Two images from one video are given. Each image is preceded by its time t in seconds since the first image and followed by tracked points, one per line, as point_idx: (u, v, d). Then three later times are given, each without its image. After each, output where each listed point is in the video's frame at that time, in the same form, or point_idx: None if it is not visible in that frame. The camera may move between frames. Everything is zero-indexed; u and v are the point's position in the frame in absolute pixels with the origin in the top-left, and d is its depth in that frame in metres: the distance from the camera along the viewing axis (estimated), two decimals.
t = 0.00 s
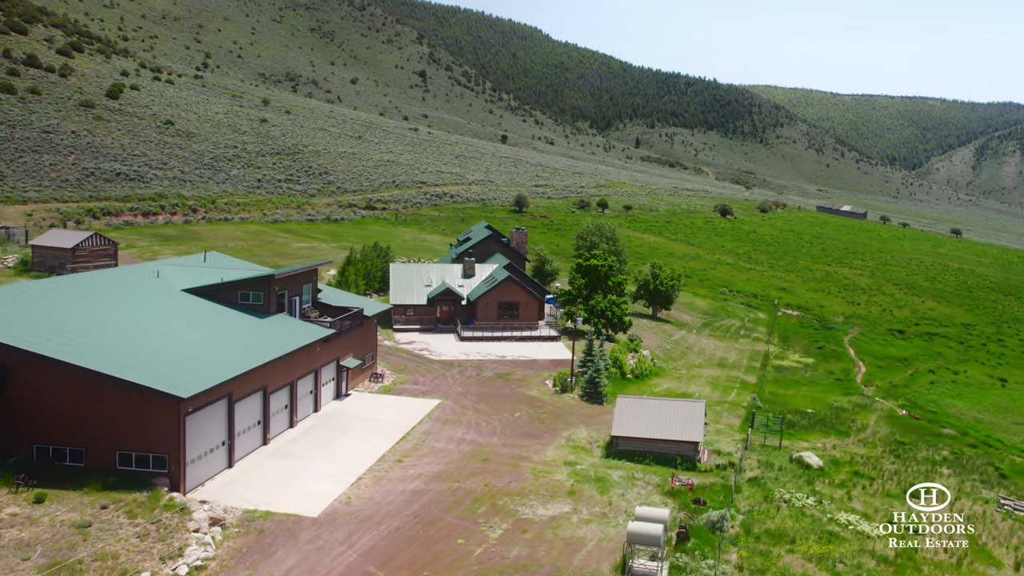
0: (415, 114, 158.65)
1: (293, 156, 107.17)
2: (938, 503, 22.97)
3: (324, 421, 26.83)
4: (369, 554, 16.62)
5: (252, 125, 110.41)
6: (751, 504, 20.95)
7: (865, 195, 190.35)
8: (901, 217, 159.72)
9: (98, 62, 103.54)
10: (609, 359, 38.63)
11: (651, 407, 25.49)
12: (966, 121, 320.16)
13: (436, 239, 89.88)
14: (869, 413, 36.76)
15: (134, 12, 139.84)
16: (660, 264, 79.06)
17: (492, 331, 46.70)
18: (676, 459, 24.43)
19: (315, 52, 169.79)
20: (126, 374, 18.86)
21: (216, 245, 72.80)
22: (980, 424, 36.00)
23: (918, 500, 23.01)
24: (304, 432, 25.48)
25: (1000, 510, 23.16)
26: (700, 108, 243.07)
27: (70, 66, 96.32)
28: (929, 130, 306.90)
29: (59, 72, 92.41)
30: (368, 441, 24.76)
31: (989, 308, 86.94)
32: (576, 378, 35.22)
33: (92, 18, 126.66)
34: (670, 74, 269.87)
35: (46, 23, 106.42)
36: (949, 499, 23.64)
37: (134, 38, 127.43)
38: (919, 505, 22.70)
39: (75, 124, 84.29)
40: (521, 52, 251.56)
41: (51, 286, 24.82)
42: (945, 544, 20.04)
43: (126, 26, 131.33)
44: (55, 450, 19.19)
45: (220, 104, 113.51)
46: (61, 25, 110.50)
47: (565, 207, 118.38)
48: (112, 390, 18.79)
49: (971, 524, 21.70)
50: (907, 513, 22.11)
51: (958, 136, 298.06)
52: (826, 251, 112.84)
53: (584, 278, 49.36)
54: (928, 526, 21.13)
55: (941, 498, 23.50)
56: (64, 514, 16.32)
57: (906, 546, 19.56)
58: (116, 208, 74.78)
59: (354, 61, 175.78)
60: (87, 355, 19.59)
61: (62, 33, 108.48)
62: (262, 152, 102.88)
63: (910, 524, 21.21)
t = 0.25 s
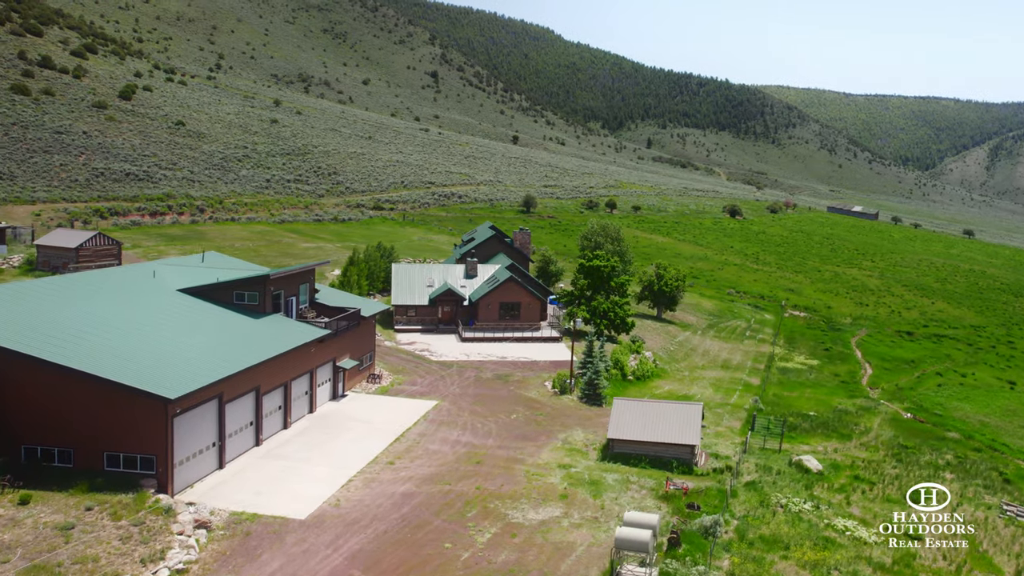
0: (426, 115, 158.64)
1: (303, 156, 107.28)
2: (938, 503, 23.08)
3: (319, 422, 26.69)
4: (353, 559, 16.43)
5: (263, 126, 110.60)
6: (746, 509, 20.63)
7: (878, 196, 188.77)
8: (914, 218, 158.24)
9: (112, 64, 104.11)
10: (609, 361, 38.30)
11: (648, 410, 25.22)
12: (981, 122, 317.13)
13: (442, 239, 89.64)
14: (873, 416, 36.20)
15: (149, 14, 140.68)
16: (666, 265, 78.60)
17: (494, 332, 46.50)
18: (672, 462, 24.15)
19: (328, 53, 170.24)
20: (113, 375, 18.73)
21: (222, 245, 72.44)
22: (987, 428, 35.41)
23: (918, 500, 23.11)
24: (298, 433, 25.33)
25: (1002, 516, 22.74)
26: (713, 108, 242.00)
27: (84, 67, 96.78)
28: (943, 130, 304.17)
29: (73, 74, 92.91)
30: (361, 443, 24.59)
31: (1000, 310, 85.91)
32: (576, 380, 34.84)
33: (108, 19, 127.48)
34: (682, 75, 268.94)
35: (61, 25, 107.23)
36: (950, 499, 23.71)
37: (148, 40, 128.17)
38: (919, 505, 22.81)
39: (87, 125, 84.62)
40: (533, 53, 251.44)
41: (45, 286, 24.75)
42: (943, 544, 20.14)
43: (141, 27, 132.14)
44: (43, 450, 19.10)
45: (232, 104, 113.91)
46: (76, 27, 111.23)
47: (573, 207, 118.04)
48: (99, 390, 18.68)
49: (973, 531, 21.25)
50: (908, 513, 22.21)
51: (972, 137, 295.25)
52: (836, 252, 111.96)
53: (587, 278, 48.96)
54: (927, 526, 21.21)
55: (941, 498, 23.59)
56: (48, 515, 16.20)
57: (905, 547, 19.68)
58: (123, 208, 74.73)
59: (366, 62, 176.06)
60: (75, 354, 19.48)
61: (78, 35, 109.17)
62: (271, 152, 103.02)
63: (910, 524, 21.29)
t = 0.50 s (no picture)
0: (438, 116, 158.67)
1: (313, 157, 107.44)
2: (937, 503, 23.21)
3: (313, 423, 26.54)
4: (337, 562, 16.26)
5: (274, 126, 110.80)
6: (741, 514, 20.30)
7: (892, 197, 187.23)
8: (927, 218, 156.84)
9: (126, 65, 104.68)
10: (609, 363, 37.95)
11: (643, 412, 24.95)
12: (997, 122, 314.05)
13: (449, 239, 89.42)
14: (876, 419, 35.66)
15: (164, 15, 141.53)
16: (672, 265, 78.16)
17: (495, 333, 46.31)
18: (668, 466, 23.88)
19: (341, 54, 170.78)
20: (100, 375, 18.61)
21: (228, 244, 72.32)
22: (994, 432, 34.81)
23: (918, 500, 23.22)
24: (292, 434, 25.22)
25: (1004, 521, 22.29)
26: (725, 109, 241.00)
27: (99, 68, 97.21)
28: (958, 131, 301.41)
29: (87, 75, 93.42)
30: (354, 444, 24.42)
31: (1011, 312, 84.94)
32: (575, 381, 34.47)
33: (123, 21, 128.27)
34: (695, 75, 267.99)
35: (77, 27, 108.04)
36: (950, 499, 23.83)
37: (163, 42, 128.97)
38: (919, 505, 22.96)
39: (99, 126, 84.98)
40: (545, 55, 251.24)
41: (38, 284, 24.63)
42: (943, 543, 20.23)
43: (156, 29, 132.94)
44: (32, 451, 19.03)
45: (244, 105, 114.33)
46: (92, 29, 111.99)
47: (582, 208, 117.77)
48: (85, 391, 18.57)
49: (974, 538, 20.79)
50: (908, 512, 22.34)
51: (986, 138, 292.58)
52: (845, 253, 111.17)
53: (590, 279, 48.62)
54: (929, 526, 21.32)
55: (940, 499, 23.70)
56: (32, 516, 16.06)
57: (908, 546, 19.79)
58: (131, 208, 74.64)
59: (379, 63, 176.41)
60: (64, 355, 19.35)
61: (93, 36, 109.84)
62: (281, 153, 103.18)
63: (909, 523, 21.40)
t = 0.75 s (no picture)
0: (449, 116, 158.74)
1: (323, 157, 107.59)
2: (938, 503, 23.21)
3: (308, 424, 26.40)
4: (320, 567, 16.05)
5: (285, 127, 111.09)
6: (736, 520, 19.97)
7: (906, 198, 185.52)
8: (940, 219, 155.30)
9: (140, 66, 105.18)
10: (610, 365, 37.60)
11: (639, 415, 24.64)
12: (1012, 123, 310.96)
13: (457, 240, 89.22)
14: (880, 423, 35.14)
15: (179, 17, 142.53)
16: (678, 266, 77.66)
17: (497, 334, 46.09)
18: (664, 469, 23.56)
19: (353, 55, 171.22)
20: (88, 375, 18.52)
21: (234, 244, 72.30)
22: (1001, 437, 34.25)
23: (919, 500, 23.21)
24: (285, 436, 25.08)
25: (1007, 527, 21.91)
26: (737, 109, 239.85)
27: (113, 70, 97.79)
28: (973, 132, 298.60)
29: (100, 76, 93.86)
30: (347, 446, 24.27)
31: None
32: (574, 383, 34.15)
33: (139, 23, 129.19)
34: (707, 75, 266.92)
35: (92, 29, 108.82)
36: (950, 499, 23.82)
37: (177, 43, 129.78)
38: (919, 505, 22.93)
39: (111, 126, 85.30)
40: (557, 56, 251.16)
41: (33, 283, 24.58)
42: (943, 543, 20.27)
43: (171, 31, 133.92)
44: (20, 452, 18.95)
45: (255, 106, 114.71)
46: (107, 30, 112.65)
47: (590, 208, 117.48)
48: (73, 391, 18.46)
49: (974, 545, 20.36)
50: (907, 512, 22.37)
51: (1002, 138, 289.75)
52: (856, 254, 110.30)
53: (593, 280, 48.22)
54: (928, 526, 21.36)
55: (941, 498, 23.71)
56: (16, 518, 15.95)
57: (907, 546, 19.84)
58: (139, 208, 74.50)
59: (391, 63, 176.69)
60: (52, 355, 19.26)
61: (108, 38, 110.50)
62: (291, 153, 103.39)
63: (909, 524, 21.45)
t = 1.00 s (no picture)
0: (461, 116, 158.68)
1: (333, 158, 107.72)
2: (938, 503, 23.33)
3: (302, 426, 26.25)
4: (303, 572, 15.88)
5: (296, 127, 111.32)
6: (730, 526, 19.64)
7: (919, 199, 183.74)
8: (953, 220, 153.75)
9: (154, 67, 105.57)
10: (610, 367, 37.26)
11: (635, 418, 24.35)
12: None
13: (465, 241, 88.95)
14: (884, 426, 34.62)
15: (193, 18, 143.39)
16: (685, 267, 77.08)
17: (499, 335, 45.84)
18: (659, 473, 23.26)
19: (366, 56, 171.53)
20: (76, 377, 18.43)
21: (240, 244, 72.21)
22: (1008, 441, 33.68)
23: (919, 500, 23.31)
24: (279, 437, 24.93)
25: (1009, 535, 21.47)
26: (750, 109, 238.58)
27: (126, 71, 98.31)
28: (988, 132, 295.55)
29: (114, 77, 94.42)
30: (340, 448, 24.09)
31: None
32: (574, 384, 33.87)
33: (154, 25, 129.98)
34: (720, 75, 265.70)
35: (107, 31, 109.49)
36: (950, 499, 23.93)
37: (192, 45, 130.63)
38: (919, 505, 23.03)
39: (123, 127, 85.61)
40: (570, 56, 250.85)
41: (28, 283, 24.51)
42: (943, 543, 20.42)
43: (185, 32, 134.77)
44: (9, 452, 18.88)
45: (267, 106, 115.03)
46: (122, 32, 113.21)
47: (598, 208, 117.13)
48: (61, 391, 18.36)
49: (974, 553, 19.94)
50: (907, 512, 22.45)
51: (1017, 139, 286.63)
52: (865, 254, 109.37)
53: (596, 281, 47.86)
54: (929, 527, 21.43)
55: (940, 498, 23.81)
56: None
57: (907, 546, 19.97)
58: (146, 208, 74.51)
59: (404, 64, 176.84)
60: (40, 355, 19.15)
61: (123, 39, 111.06)
62: (301, 153, 103.55)
63: (909, 524, 21.55)
